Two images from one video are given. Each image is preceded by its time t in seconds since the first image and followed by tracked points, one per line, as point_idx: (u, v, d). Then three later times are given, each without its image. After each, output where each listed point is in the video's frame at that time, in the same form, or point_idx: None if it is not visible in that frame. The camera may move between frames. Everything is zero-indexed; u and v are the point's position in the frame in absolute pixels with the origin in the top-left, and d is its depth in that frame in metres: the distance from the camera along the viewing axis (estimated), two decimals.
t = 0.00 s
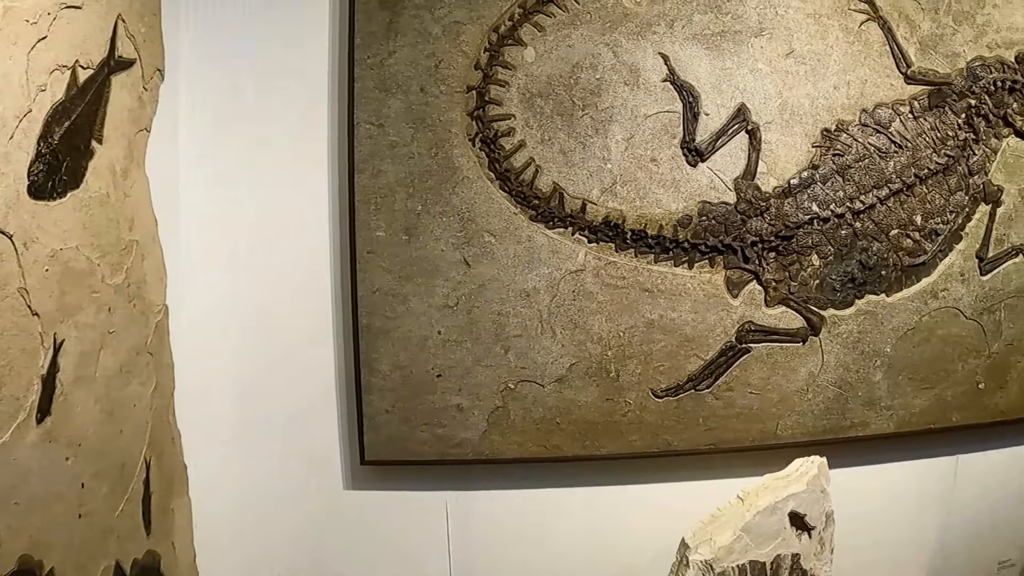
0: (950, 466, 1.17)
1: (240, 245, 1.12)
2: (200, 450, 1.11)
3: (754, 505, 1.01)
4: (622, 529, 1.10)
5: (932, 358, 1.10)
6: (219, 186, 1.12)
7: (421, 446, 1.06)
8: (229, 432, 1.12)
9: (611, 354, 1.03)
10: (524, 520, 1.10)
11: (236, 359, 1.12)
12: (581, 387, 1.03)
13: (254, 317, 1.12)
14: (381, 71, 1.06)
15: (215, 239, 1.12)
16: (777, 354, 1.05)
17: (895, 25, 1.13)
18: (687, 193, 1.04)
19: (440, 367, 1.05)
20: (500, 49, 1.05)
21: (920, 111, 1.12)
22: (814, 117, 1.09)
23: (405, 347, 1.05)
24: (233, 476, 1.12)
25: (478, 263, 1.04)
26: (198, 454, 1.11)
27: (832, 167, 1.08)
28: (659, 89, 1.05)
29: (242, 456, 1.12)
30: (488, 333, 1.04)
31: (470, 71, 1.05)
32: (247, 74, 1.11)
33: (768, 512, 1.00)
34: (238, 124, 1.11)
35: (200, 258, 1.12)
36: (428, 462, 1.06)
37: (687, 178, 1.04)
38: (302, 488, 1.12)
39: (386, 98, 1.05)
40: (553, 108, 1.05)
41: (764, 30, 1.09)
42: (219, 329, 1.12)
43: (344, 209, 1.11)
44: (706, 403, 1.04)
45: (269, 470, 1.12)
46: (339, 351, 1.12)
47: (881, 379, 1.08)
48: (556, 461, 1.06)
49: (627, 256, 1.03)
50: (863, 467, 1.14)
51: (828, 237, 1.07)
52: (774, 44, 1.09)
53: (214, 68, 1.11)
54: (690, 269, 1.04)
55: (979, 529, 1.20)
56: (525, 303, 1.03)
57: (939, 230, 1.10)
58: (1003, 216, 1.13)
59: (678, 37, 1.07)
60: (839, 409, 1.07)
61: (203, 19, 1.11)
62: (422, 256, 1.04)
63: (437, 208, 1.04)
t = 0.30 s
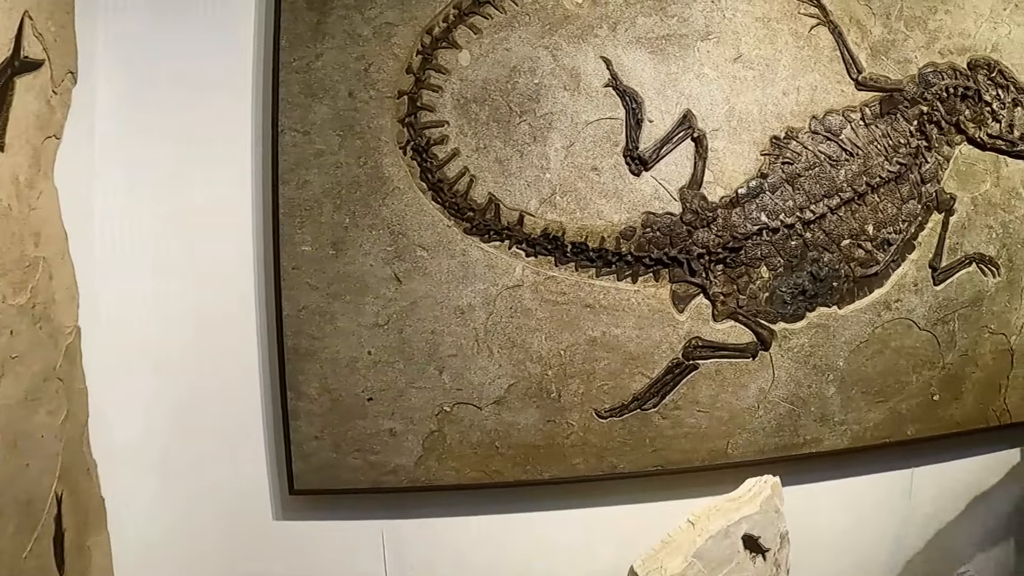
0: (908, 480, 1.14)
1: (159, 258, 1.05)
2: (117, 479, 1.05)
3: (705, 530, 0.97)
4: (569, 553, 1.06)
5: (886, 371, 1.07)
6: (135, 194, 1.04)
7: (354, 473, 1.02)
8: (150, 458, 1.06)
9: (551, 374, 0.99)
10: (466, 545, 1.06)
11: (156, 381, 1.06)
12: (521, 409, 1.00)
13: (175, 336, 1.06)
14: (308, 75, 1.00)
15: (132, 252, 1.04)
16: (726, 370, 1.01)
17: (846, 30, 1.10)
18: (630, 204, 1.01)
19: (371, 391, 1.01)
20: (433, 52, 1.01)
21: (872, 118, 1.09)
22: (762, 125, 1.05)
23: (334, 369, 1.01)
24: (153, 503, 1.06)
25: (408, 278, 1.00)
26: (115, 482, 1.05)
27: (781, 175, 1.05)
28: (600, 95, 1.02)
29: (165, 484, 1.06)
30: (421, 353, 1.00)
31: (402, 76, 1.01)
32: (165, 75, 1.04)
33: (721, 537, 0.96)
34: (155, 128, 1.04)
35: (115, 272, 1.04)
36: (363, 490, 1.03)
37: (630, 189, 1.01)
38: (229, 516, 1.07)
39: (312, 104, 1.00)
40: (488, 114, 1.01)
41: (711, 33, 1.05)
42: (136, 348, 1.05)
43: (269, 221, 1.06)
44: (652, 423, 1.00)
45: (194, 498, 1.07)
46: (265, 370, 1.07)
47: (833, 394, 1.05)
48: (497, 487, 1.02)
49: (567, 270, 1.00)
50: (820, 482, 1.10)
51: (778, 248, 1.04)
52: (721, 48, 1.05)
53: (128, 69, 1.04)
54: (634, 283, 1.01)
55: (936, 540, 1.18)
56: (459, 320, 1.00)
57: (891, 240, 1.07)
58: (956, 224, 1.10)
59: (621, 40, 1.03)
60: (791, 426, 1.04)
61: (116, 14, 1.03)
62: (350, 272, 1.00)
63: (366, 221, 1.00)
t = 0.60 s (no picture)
0: (859, 494, 1.11)
1: (67, 264, 0.96)
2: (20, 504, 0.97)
3: (649, 552, 0.92)
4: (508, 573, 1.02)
5: (835, 382, 1.03)
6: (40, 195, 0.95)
7: (277, 495, 0.96)
8: (57, 480, 0.98)
9: (485, 389, 0.96)
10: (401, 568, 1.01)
11: (63, 397, 0.97)
12: (454, 427, 0.96)
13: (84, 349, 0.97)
14: (228, 70, 0.94)
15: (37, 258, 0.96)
16: (669, 383, 0.98)
17: (797, 32, 1.07)
18: (569, 210, 0.99)
19: (295, 408, 0.95)
20: (362, 48, 0.96)
21: (821, 122, 1.06)
22: (708, 128, 1.03)
23: (255, 385, 0.95)
24: (62, 528, 0.99)
25: (333, 288, 0.95)
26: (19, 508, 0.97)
27: (727, 181, 1.02)
28: (538, 95, 0.99)
29: (74, 508, 0.99)
30: (347, 368, 0.95)
31: (329, 72, 0.96)
32: (74, 65, 0.95)
33: (666, 560, 0.91)
34: (60, 124, 0.95)
35: (17, 280, 0.96)
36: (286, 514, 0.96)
37: (568, 194, 0.99)
38: (146, 542, 1.00)
39: (233, 101, 0.94)
40: (420, 114, 0.97)
41: (655, 32, 1.01)
42: (41, 363, 0.97)
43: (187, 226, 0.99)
44: (592, 440, 0.97)
45: (106, 523, 0.99)
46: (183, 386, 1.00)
47: (782, 407, 1.01)
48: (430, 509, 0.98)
49: (501, 279, 0.97)
50: (769, 497, 1.07)
51: (724, 256, 1.01)
52: (667, 48, 1.02)
53: (32, 60, 0.95)
54: (573, 293, 0.98)
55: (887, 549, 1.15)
56: (389, 332, 0.96)
57: (841, 248, 1.04)
58: (908, 231, 1.07)
59: (561, 38, 0.99)
60: (738, 441, 1.00)
61: None
62: (272, 282, 0.94)
63: (289, 226, 0.95)
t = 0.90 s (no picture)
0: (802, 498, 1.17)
1: None
2: None
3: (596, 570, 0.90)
4: None
5: (781, 393, 1.09)
6: None
7: (208, 518, 0.91)
8: None
9: (424, 404, 0.96)
10: None
11: None
12: (391, 444, 0.95)
13: None
14: (153, 68, 0.89)
15: None
16: (613, 396, 1.02)
17: (747, 35, 1.09)
18: (509, 217, 1.00)
19: (225, 426, 0.90)
20: (295, 46, 0.92)
21: (770, 128, 1.10)
22: (654, 133, 1.06)
23: (182, 402, 0.90)
24: None
25: (263, 299, 0.91)
26: None
27: (673, 188, 1.06)
28: (478, 96, 0.99)
29: None
30: (278, 384, 0.92)
31: (260, 71, 0.92)
32: None
33: None
34: None
35: None
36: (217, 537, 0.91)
37: (509, 201, 1.00)
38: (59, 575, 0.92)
39: (159, 101, 0.89)
40: (355, 116, 0.95)
41: (601, 33, 1.04)
42: None
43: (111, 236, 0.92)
44: (534, 454, 0.99)
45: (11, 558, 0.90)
46: (109, 408, 0.93)
47: (728, 419, 1.06)
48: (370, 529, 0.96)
49: (438, 289, 0.97)
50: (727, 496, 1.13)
51: (669, 265, 1.05)
52: (612, 50, 1.04)
53: None
54: (513, 304, 1.00)
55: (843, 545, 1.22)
56: (322, 346, 0.93)
57: (787, 256, 1.08)
58: (855, 240, 1.12)
59: (503, 39, 1.00)
60: (684, 454, 1.05)
61: None
62: (198, 293, 0.90)
63: (217, 234, 0.90)
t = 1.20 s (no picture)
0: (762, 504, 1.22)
1: None
2: None
3: None
4: None
5: (739, 398, 1.13)
6: None
7: (160, 539, 0.88)
8: None
9: (380, 417, 0.95)
10: None
11: None
12: (346, 458, 0.94)
13: None
14: (96, 70, 0.85)
15: None
16: (572, 406, 1.03)
17: (703, 40, 1.12)
18: (464, 224, 0.99)
19: (175, 443, 0.88)
20: (244, 47, 0.90)
21: (725, 133, 1.13)
22: (611, 138, 1.07)
23: (129, 420, 0.86)
24: None
25: (213, 310, 0.89)
26: None
27: (629, 193, 1.07)
28: (433, 101, 0.98)
29: None
30: (229, 399, 0.89)
31: (208, 74, 0.89)
32: None
33: None
34: None
35: None
36: (169, 558, 0.88)
37: (465, 207, 0.99)
38: None
39: (102, 105, 0.85)
40: (306, 120, 0.92)
41: (558, 37, 1.04)
42: None
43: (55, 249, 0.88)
44: (493, 466, 0.99)
45: None
46: (55, 428, 0.89)
47: (687, 425, 1.09)
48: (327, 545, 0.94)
49: (392, 298, 0.96)
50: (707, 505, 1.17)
51: (626, 271, 1.06)
52: (569, 53, 1.05)
53: None
54: (470, 312, 0.99)
55: (819, 549, 1.27)
56: (274, 359, 0.91)
57: (742, 261, 1.12)
58: (809, 244, 1.18)
59: (458, 42, 0.99)
60: (644, 460, 1.07)
61: None
62: (145, 305, 0.87)
63: (164, 244, 0.87)
